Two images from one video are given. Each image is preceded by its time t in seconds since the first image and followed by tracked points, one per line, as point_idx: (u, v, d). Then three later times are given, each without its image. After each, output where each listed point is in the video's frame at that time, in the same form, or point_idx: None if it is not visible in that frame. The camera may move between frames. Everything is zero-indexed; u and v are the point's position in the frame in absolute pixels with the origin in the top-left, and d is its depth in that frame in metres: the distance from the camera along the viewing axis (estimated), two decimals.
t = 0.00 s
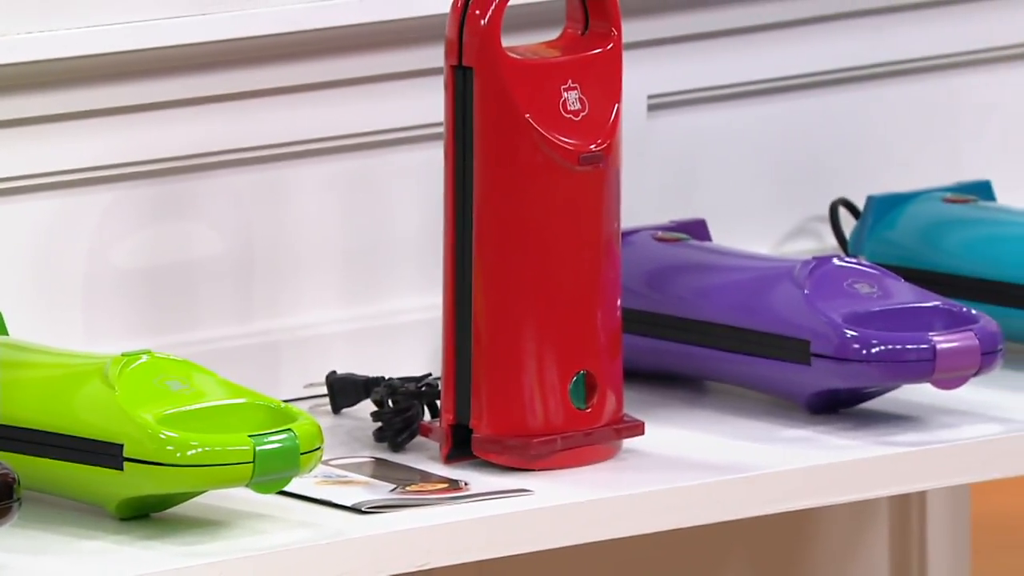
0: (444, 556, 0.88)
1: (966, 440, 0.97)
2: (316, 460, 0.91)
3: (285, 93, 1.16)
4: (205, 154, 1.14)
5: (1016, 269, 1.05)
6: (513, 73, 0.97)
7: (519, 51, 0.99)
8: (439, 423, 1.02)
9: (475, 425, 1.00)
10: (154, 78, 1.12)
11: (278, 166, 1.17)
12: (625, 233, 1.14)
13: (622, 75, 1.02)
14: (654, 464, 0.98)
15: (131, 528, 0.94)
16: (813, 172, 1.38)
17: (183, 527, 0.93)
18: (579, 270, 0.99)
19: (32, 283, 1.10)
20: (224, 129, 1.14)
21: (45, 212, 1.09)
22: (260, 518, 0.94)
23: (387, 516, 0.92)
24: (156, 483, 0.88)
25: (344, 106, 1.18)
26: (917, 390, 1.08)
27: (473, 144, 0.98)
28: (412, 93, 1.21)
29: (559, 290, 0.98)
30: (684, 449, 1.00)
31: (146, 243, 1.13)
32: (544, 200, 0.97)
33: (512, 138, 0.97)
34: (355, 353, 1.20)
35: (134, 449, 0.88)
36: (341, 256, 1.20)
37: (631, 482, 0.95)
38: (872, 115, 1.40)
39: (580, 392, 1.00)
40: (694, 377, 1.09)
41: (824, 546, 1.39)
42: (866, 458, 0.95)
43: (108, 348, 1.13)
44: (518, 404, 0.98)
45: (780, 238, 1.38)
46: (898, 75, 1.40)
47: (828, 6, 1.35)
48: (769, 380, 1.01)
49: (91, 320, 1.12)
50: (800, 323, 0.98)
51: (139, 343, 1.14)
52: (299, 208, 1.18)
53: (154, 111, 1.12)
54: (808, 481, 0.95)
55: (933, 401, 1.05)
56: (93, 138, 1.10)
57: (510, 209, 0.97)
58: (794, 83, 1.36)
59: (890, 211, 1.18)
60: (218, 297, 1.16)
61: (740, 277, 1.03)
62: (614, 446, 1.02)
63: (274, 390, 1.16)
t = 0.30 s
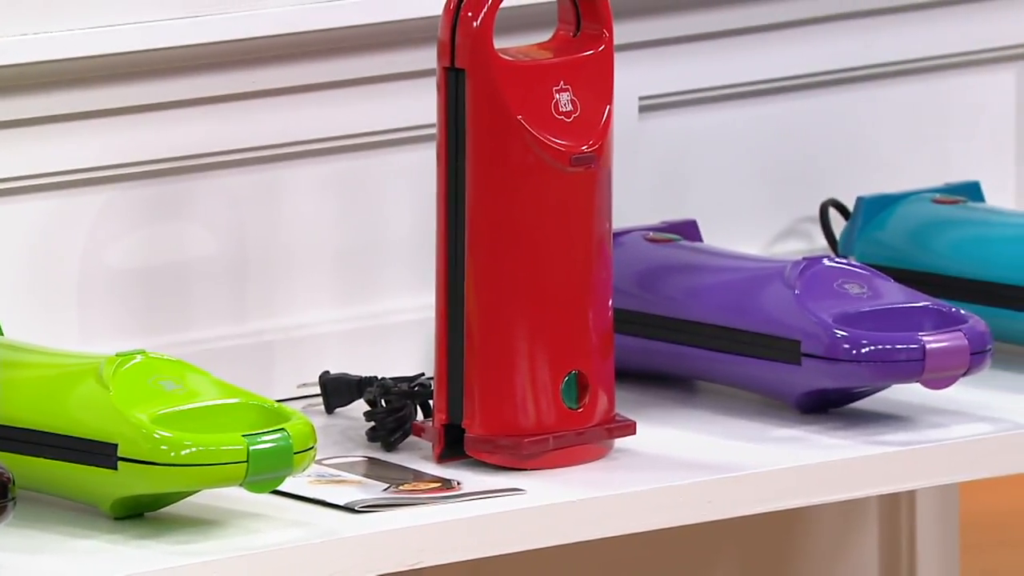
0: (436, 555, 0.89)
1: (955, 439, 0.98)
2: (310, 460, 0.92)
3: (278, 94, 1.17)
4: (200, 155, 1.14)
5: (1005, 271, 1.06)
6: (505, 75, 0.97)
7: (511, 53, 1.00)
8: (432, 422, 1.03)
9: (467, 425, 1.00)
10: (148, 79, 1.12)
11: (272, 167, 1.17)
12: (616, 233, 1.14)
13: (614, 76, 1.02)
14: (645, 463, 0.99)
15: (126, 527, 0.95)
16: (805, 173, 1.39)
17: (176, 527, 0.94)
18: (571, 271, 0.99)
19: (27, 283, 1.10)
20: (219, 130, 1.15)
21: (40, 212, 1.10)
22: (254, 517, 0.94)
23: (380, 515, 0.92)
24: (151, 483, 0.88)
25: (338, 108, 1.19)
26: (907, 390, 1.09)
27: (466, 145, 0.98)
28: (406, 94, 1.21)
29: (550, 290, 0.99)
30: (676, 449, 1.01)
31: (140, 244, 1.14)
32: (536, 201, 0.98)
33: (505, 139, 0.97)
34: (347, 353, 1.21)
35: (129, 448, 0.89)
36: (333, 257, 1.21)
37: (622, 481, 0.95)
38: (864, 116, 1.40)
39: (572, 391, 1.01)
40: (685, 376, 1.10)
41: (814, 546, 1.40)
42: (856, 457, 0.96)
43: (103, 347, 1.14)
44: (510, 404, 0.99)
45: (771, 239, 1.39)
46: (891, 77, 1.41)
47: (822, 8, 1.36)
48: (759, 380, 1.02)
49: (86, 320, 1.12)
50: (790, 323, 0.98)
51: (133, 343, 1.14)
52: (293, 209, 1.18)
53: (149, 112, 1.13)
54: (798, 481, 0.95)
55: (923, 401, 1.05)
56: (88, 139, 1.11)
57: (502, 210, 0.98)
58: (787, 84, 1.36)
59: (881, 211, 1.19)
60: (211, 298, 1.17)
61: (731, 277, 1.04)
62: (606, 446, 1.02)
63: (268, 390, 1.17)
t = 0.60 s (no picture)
0: (422, 559, 0.89)
1: (940, 442, 0.98)
2: (296, 464, 0.92)
3: (265, 97, 1.17)
4: (186, 159, 1.14)
5: (987, 273, 1.06)
6: (491, 78, 0.97)
7: (497, 56, 1.00)
8: (418, 426, 1.03)
9: (453, 428, 1.00)
10: (134, 82, 1.12)
11: (258, 170, 1.17)
12: (602, 237, 1.15)
13: (600, 80, 1.02)
14: (631, 467, 0.99)
15: (112, 531, 0.94)
16: (792, 175, 1.39)
17: (162, 530, 0.93)
18: (557, 274, 0.99)
19: (12, 287, 1.10)
20: (206, 134, 1.15)
21: (26, 216, 1.10)
22: (240, 521, 0.94)
23: (366, 519, 0.92)
24: (136, 487, 0.88)
25: (325, 111, 1.19)
26: (892, 393, 1.09)
27: (452, 148, 0.98)
28: (392, 97, 1.21)
29: (536, 293, 0.99)
30: (662, 452, 1.01)
31: (127, 247, 1.14)
32: (523, 204, 0.98)
33: (491, 142, 0.97)
34: (333, 356, 1.21)
35: (114, 452, 0.89)
36: (319, 260, 1.21)
37: (609, 485, 0.95)
38: (851, 119, 1.40)
39: (558, 394, 1.01)
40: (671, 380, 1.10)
41: (800, 548, 1.40)
42: (842, 461, 0.96)
43: (89, 351, 1.14)
44: (496, 407, 0.99)
45: (756, 242, 1.39)
46: (877, 80, 1.41)
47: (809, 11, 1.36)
48: (745, 383, 1.02)
49: (72, 324, 1.12)
50: (776, 326, 0.98)
51: (119, 346, 1.14)
52: (279, 212, 1.18)
53: (135, 115, 1.13)
54: (784, 484, 0.95)
55: (908, 404, 1.06)
56: (73, 142, 1.11)
57: (489, 214, 0.98)
58: (775, 88, 1.36)
59: (866, 215, 1.19)
60: (197, 302, 1.16)
61: (717, 280, 1.04)
62: (592, 449, 1.02)
63: (254, 393, 1.17)
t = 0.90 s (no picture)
0: (402, 567, 0.89)
1: (921, 449, 0.98)
2: (276, 471, 0.91)
3: (247, 104, 1.17)
4: (167, 166, 1.14)
5: (968, 280, 1.06)
6: (472, 86, 0.97)
7: (478, 63, 1.00)
8: (399, 433, 1.02)
9: (434, 435, 1.00)
10: (115, 89, 1.12)
11: (240, 178, 1.17)
12: (583, 244, 1.15)
13: (580, 87, 1.03)
14: (612, 474, 0.99)
15: (91, 539, 0.94)
16: (775, 182, 1.39)
17: (142, 538, 0.93)
18: (538, 281, 0.99)
19: None
20: (187, 141, 1.15)
21: (5, 223, 1.10)
22: (220, 528, 0.94)
23: (346, 526, 0.92)
24: (116, 494, 0.88)
25: (307, 118, 1.19)
26: (873, 401, 1.09)
27: (432, 155, 0.98)
28: (372, 105, 1.21)
29: (517, 300, 0.99)
30: (643, 459, 1.01)
31: (108, 255, 1.14)
32: (503, 211, 0.98)
33: (472, 149, 0.97)
34: (314, 363, 1.21)
35: (94, 460, 0.88)
36: (300, 268, 1.21)
37: (589, 492, 0.95)
38: (833, 126, 1.41)
39: (539, 402, 1.01)
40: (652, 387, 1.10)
41: (780, 553, 1.40)
42: (823, 468, 0.96)
43: (69, 358, 1.14)
44: (476, 414, 0.99)
45: (737, 249, 1.39)
46: (859, 87, 1.41)
47: (790, 19, 1.36)
48: (726, 391, 1.02)
49: (52, 332, 1.12)
50: (757, 334, 0.98)
51: (99, 354, 1.14)
52: (260, 220, 1.18)
53: (116, 123, 1.13)
54: (765, 491, 0.95)
55: (889, 411, 1.06)
56: (53, 149, 1.10)
57: (470, 221, 0.98)
58: (756, 96, 1.37)
59: (846, 223, 1.19)
60: (178, 309, 1.16)
61: (698, 288, 1.04)
62: (573, 457, 1.02)
63: (234, 401, 1.17)
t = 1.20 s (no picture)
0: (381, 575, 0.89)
1: (900, 457, 0.98)
2: (255, 479, 0.91)
3: (226, 112, 1.17)
4: (147, 173, 1.14)
5: (948, 288, 1.06)
6: (452, 94, 0.97)
7: (457, 71, 1.00)
8: (378, 441, 1.02)
9: (414, 444, 1.00)
10: (93, 98, 1.12)
11: (219, 185, 1.17)
12: (562, 252, 1.15)
13: (560, 95, 1.03)
14: (591, 482, 0.99)
15: (70, 548, 0.94)
16: (756, 189, 1.40)
17: (120, 547, 0.93)
18: (517, 290, 0.99)
19: None
20: (166, 148, 1.15)
21: None
22: (199, 537, 0.94)
23: (325, 535, 0.92)
24: (95, 502, 0.88)
25: (287, 126, 1.19)
26: (852, 409, 1.09)
27: (412, 163, 0.98)
28: (351, 113, 1.21)
29: (497, 309, 0.99)
30: (622, 467, 1.01)
31: (88, 263, 1.14)
32: (483, 219, 0.98)
33: (451, 157, 0.97)
34: (293, 371, 1.21)
35: (73, 468, 0.88)
36: (279, 276, 1.21)
37: (569, 500, 0.95)
38: (814, 133, 1.41)
39: (519, 410, 1.01)
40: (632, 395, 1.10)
41: (761, 560, 1.44)
42: (802, 476, 0.96)
43: (48, 367, 1.13)
44: (456, 423, 0.99)
45: (715, 258, 1.39)
46: (839, 95, 1.41)
47: (762, 28, 1.36)
48: (705, 399, 1.02)
49: (31, 340, 1.12)
50: (737, 342, 0.98)
51: (78, 362, 1.14)
52: (240, 227, 1.18)
53: (95, 131, 1.12)
54: (746, 499, 0.95)
55: (869, 419, 1.06)
56: (31, 158, 1.10)
57: (449, 229, 0.98)
58: (737, 104, 1.37)
59: (825, 230, 1.19)
60: (157, 317, 1.16)
61: (677, 295, 1.04)
62: (552, 465, 1.02)
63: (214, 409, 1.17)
